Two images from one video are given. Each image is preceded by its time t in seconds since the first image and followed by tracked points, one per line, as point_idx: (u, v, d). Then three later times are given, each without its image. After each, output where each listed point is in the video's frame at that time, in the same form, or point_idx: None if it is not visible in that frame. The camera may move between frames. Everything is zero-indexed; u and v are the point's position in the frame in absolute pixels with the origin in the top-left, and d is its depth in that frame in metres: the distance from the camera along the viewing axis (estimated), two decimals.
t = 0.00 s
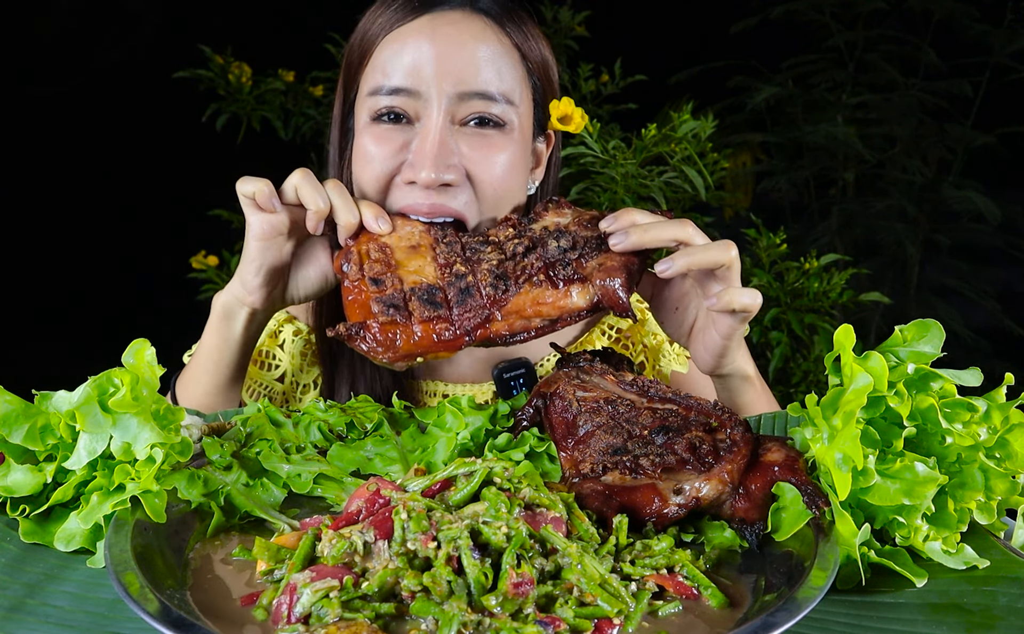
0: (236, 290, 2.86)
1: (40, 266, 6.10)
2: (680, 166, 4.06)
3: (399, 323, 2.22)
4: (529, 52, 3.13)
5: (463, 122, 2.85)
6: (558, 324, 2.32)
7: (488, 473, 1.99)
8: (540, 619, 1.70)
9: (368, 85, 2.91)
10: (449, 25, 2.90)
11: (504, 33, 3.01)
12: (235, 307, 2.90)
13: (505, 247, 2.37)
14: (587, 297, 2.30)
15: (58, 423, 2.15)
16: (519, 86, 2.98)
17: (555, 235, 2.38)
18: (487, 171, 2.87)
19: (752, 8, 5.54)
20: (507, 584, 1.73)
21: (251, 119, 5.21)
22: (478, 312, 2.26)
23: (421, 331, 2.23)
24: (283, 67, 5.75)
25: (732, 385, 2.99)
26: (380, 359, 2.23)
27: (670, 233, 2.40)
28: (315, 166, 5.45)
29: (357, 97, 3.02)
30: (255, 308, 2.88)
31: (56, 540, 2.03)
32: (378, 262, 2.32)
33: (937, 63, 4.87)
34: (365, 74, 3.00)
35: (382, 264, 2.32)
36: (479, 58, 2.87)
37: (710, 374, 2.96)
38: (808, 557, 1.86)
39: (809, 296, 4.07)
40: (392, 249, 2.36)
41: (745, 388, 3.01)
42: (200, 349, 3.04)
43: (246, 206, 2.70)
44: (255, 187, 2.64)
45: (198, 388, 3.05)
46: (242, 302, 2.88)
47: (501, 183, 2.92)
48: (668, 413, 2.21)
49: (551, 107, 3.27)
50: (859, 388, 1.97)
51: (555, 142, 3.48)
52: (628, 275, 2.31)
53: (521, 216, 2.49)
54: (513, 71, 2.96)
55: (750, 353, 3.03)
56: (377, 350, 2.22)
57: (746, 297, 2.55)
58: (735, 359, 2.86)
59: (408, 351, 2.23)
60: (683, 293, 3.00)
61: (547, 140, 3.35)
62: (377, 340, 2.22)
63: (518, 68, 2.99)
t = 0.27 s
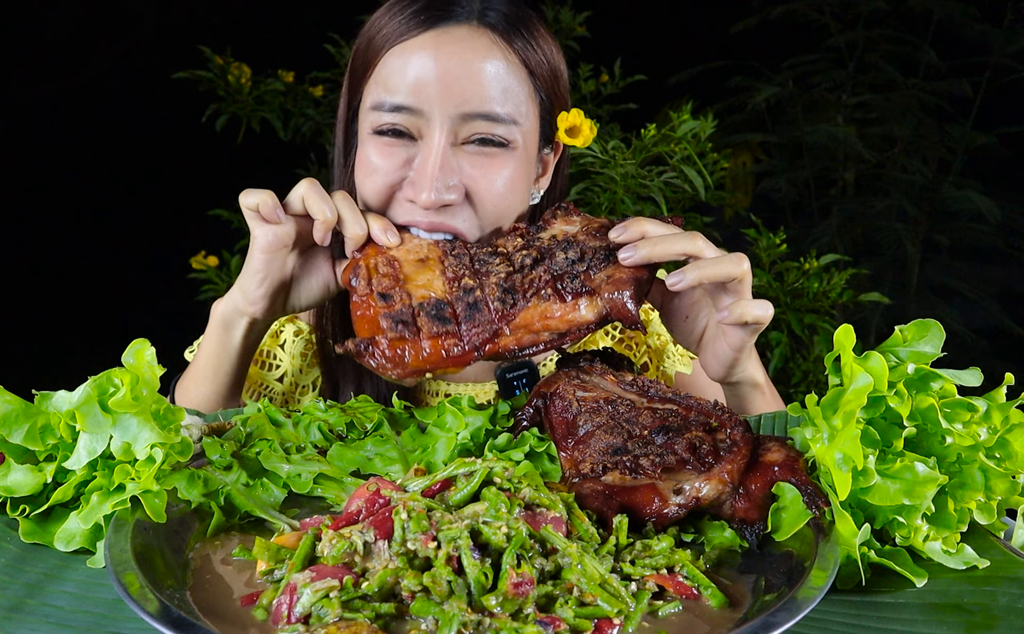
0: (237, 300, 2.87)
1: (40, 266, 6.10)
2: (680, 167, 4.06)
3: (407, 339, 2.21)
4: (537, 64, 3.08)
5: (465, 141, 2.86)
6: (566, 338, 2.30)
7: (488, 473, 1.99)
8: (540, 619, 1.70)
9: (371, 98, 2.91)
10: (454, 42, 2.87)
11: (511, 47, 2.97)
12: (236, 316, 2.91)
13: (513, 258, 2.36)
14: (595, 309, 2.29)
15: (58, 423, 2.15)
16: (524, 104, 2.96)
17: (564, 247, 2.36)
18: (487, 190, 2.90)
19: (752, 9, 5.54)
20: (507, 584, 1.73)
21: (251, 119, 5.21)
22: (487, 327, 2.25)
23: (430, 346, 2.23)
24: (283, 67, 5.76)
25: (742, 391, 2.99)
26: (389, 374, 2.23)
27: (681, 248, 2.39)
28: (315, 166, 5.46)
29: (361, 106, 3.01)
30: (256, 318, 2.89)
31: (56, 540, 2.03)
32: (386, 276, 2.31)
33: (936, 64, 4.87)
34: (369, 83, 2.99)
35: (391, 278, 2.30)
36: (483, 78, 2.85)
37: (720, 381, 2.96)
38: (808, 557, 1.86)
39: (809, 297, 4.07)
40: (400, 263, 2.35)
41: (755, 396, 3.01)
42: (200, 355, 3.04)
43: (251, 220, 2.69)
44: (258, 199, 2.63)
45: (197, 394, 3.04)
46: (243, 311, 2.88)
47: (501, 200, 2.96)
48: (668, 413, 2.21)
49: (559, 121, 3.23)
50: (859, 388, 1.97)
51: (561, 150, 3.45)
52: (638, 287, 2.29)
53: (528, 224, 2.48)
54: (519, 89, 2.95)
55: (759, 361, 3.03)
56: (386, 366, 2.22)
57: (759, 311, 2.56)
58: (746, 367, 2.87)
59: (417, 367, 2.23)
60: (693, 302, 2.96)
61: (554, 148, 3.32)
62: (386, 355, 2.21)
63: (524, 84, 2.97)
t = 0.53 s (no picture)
0: (237, 303, 2.89)
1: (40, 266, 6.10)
2: (680, 167, 4.07)
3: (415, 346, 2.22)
4: (538, 64, 3.09)
5: (469, 142, 2.87)
6: (575, 333, 2.31)
7: (488, 473, 1.99)
8: (540, 619, 1.70)
9: (373, 100, 2.90)
10: (457, 44, 2.87)
11: (514, 48, 2.97)
12: (236, 318, 2.94)
13: (516, 255, 2.36)
14: (603, 301, 2.29)
15: (58, 423, 2.15)
16: (527, 105, 2.96)
17: (567, 239, 2.35)
18: (490, 191, 2.91)
19: (752, 9, 5.54)
20: (507, 583, 1.73)
21: (251, 119, 5.21)
22: (495, 328, 2.25)
23: (439, 352, 2.23)
24: (283, 67, 5.76)
25: (742, 381, 3.00)
26: (400, 382, 2.24)
27: (683, 236, 2.39)
28: (315, 166, 5.46)
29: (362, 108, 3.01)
30: (256, 320, 2.91)
31: (56, 540, 2.03)
32: (392, 283, 2.31)
33: (937, 63, 4.87)
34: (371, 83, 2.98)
35: (396, 285, 2.30)
36: (486, 79, 2.85)
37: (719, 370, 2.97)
38: (808, 557, 1.86)
39: (809, 296, 4.07)
40: (405, 267, 2.36)
41: (755, 385, 3.02)
42: (198, 359, 3.03)
43: (251, 221, 2.70)
44: (257, 200, 2.64)
45: (197, 396, 3.02)
46: (244, 314, 2.91)
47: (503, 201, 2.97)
48: (668, 413, 2.21)
49: (559, 122, 3.23)
50: (859, 388, 1.98)
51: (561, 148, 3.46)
52: (643, 276, 2.31)
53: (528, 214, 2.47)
54: (522, 90, 2.94)
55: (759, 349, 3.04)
56: (397, 374, 2.23)
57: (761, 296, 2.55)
58: (746, 357, 2.88)
59: (428, 374, 2.24)
60: (696, 291, 2.91)
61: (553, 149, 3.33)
62: (395, 363, 2.23)
63: (527, 85, 2.97)
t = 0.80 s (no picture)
0: (226, 304, 2.87)
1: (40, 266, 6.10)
2: (680, 166, 4.07)
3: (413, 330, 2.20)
4: (537, 65, 3.09)
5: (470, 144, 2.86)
6: (576, 320, 2.31)
7: (488, 473, 1.99)
8: (540, 618, 1.70)
9: (373, 103, 2.89)
10: (456, 45, 2.87)
11: (513, 50, 2.98)
12: (225, 320, 2.91)
13: (513, 248, 2.37)
14: (604, 289, 2.29)
15: (58, 423, 2.15)
16: (527, 106, 2.96)
17: (565, 229, 2.36)
18: (492, 193, 2.90)
19: (753, 9, 5.54)
20: (507, 584, 1.73)
21: (251, 119, 5.21)
22: (495, 313, 2.24)
23: (438, 336, 2.22)
24: (284, 67, 5.76)
25: (735, 375, 2.98)
26: (397, 367, 2.22)
27: (681, 226, 2.40)
28: (315, 165, 5.46)
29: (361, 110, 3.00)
30: (245, 321, 2.88)
31: (56, 540, 2.03)
32: (387, 271, 2.30)
33: (937, 63, 4.87)
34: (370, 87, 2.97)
35: (392, 273, 2.29)
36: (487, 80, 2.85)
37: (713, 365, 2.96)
38: (808, 557, 1.86)
39: (809, 296, 4.06)
40: (401, 259, 2.35)
41: (749, 380, 2.99)
42: (191, 360, 3.03)
43: (236, 218, 2.71)
44: (240, 195, 2.67)
45: (190, 396, 3.03)
46: (232, 316, 2.88)
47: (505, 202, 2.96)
48: (668, 413, 2.21)
49: (558, 122, 3.23)
50: (859, 388, 1.98)
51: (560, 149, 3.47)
52: (642, 266, 2.32)
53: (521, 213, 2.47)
54: (522, 91, 2.95)
55: (754, 347, 3.04)
56: (395, 358, 2.21)
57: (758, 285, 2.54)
58: (740, 349, 2.88)
59: (426, 358, 2.22)
60: (690, 283, 2.94)
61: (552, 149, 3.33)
62: (393, 347, 2.21)
63: (526, 86, 2.97)
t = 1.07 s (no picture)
0: (227, 306, 2.87)
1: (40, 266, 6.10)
2: (679, 166, 4.07)
3: (415, 371, 2.20)
4: (528, 53, 3.12)
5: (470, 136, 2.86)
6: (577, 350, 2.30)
7: (488, 473, 1.99)
8: (540, 618, 1.70)
9: (372, 98, 2.88)
10: (452, 38, 2.88)
11: (506, 40, 3.01)
12: (227, 321, 2.91)
13: (516, 267, 2.33)
14: (603, 322, 2.27)
15: (58, 423, 2.15)
16: (523, 96, 2.98)
17: (567, 253, 2.31)
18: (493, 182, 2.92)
19: (753, 9, 5.54)
20: (507, 584, 1.73)
21: (251, 119, 5.21)
22: (495, 350, 2.24)
23: (438, 374, 2.23)
24: (283, 67, 5.76)
25: (743, 384, 2.96)
26: (400, 401, 2.26)
27: (688, 254, 2.35)
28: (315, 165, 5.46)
29: (358, 107, 2.99)
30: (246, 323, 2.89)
31: (56, 540, 2.03)
32: (388, 294, 2.27)
33: (937, 63, 4.86)
34: (367, 83, 2.96)
35: (392, 298, 2.26)
36: (485, 71, 2.86)
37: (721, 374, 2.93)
38: (807, 557, 1.86)
39: (808, 296, 4.06)
40: (401, 275, 2.30)
41: (755, 389, 2.98)
42: (193, 361, 3.04)
43: (230, 223, 2.71)
44: (229, 202, 2.63)
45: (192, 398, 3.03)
46: (233, 317, 2.88)
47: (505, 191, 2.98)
48: (669, 413, 2.21)
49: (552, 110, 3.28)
50: (859, 388, 1.98)
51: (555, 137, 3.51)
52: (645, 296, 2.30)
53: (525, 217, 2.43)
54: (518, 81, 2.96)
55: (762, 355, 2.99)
56: (398, 394, 2.24)
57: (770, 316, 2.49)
58: (749, 363, 2.85)
59: (427, 395, 2.25)
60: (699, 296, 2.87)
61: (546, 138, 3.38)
62: (395, 385, 2.23)
63: (521, 75, 2.99)
